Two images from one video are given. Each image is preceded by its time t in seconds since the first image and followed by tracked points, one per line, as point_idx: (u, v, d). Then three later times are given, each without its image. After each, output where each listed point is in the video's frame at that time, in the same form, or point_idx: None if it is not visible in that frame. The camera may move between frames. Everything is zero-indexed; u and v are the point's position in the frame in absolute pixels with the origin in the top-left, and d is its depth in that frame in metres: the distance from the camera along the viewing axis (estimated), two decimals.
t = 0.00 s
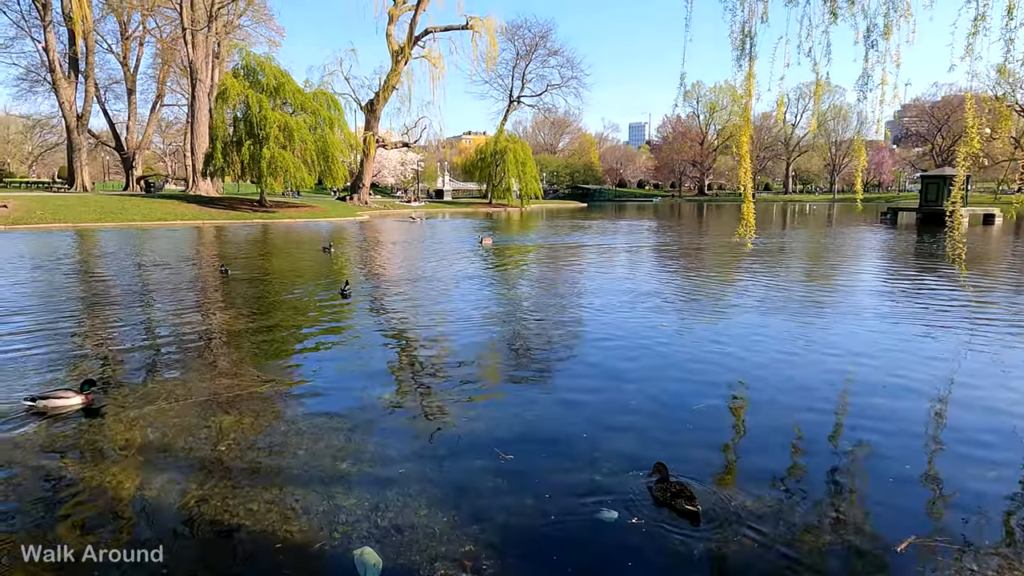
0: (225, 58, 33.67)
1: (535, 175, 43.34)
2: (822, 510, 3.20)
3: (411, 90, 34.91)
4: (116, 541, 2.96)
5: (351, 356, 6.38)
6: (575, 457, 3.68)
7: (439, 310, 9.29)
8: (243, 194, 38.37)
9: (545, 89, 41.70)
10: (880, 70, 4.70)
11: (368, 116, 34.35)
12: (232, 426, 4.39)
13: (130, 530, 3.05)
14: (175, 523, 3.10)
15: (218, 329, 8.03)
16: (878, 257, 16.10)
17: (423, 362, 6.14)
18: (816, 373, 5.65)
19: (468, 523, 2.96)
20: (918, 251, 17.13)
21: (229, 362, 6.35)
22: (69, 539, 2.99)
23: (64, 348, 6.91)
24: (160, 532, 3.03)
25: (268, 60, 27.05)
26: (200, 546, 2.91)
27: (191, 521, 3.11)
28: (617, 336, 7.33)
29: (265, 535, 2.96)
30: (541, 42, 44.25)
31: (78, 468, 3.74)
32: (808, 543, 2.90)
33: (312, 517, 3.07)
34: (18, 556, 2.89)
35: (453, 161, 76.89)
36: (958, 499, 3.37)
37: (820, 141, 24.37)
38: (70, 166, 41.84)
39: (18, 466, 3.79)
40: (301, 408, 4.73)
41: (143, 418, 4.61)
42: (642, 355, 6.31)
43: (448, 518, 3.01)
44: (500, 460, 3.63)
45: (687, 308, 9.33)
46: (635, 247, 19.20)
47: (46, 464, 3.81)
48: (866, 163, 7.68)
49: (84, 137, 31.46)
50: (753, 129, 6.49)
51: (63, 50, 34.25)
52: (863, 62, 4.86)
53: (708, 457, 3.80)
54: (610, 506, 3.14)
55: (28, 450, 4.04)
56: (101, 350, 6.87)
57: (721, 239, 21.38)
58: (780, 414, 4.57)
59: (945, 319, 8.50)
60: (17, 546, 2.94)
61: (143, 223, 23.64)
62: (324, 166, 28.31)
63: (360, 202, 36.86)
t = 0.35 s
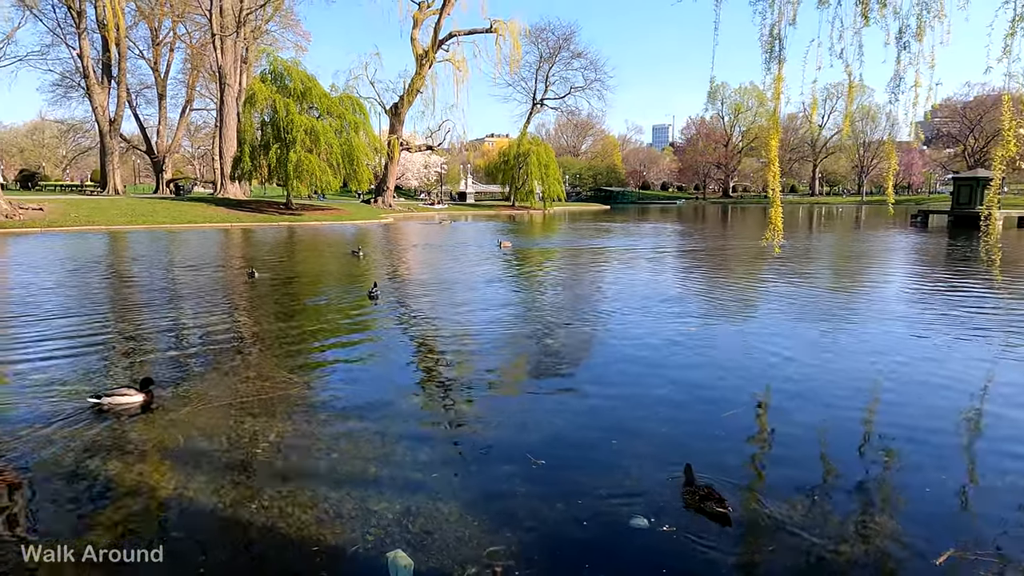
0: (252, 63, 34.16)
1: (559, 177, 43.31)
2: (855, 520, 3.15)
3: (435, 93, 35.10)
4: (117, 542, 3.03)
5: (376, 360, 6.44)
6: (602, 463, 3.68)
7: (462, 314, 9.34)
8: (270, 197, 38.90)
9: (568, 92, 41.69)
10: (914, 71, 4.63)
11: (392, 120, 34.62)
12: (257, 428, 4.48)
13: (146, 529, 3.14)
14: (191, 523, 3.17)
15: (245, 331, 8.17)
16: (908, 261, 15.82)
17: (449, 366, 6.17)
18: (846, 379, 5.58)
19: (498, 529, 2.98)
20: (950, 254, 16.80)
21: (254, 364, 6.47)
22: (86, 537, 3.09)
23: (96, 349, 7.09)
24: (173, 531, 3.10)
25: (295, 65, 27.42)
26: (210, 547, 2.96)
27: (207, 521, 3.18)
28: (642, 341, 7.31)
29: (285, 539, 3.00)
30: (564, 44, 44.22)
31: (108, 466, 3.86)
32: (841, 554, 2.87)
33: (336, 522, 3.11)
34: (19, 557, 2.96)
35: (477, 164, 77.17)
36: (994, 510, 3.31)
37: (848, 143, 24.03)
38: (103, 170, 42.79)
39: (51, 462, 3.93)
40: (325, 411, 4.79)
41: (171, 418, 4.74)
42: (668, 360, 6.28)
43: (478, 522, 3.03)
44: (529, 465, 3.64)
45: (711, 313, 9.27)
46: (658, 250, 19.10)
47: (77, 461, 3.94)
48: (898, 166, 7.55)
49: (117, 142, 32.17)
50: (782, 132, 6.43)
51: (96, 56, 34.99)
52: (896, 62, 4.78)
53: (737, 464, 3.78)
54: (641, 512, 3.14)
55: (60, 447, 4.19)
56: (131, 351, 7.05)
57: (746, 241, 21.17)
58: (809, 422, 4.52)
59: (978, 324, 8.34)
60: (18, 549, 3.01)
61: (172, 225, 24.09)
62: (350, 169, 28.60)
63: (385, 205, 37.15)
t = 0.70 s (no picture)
0: (272, 64, 34.45)
1: (576, 176, 43.21)
2: (880, 523, 3.12)
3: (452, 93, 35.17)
4: (118, 543, 3.04)
5: (393, 360, 6.47)
6: (622, 464, 3.67)
7: (479, 314, 9.35)
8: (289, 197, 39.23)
9: (586, 91, 41.61)
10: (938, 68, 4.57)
11: (410, 120, 34.75)
12: (279, 426, 4.53)
13: (161, 524, 3.20)
14: (206, 520, 3.22)
15: (264, 330, 8.26)
16: (932, 261, 15.58)
17: (467, 366, 6.19)
18: (867, 381, 5.52)
19: (517, 529, 2.98)
20: (975, 254, 16.51)
21: (273, 362, 6.53)
22: (101, 531, 3.15)
23: (119, 348, 7.21)
24: (187, 528, 3.16)
25: (314, 66, 27.65)
26: (225, 543, 3.02)
27: (224, 518, 3.23)
28: (659, 341, 7.28)
29: (301, 539, 3.02)
30: (581, 43, 44.10)
31: (132, 462, 3.95)
32: (868, 559, 2.84)
33: (354, 522, 3.13)
34: (20, 556, 2.97)
35: (493, 163, 77.22)
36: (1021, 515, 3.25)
37: (870, 141, 23.69)
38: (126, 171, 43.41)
39: (76, 457, 4.03)
40: (344, 410, 4.83)
41: (196, 415, 4.82)
42: (686, 361, 6.25)
43: (499, 523, 3.03)
44: (547, 466, 3.65)
45: (730, 313, 9.20)
46: (676, 250, 18.99)
47: (102, 457, 4.04)
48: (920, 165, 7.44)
49: (139, 143, 32.63)
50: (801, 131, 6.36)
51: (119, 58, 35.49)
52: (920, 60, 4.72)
53: (757, 465, 3.75)
54: (662, 514, 3.12)
55: (85, 442, 4.28)
56: (154, 349, 7.15)
57: (766, 241, 20.97)
58: (830, 424, 4.47)
59: (1003, 326, 8.21)
60: (19, 548, 3.03)
61: (193, 225, 24.38)
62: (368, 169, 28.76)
63: (402, 204, 37.30)
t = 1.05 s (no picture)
0: (281, 62, 34.54)
1: (585, 173, 43.10)
2: (892, 521, 3.12)
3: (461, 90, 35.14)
4: (122, 544, 3.05)
5: (401, 357, 6.49)
6: (632, 462, 3.68)
7: (487, 312, 9.35)
8: (298, 195, 39.38)
9: (594, 88, 41.48)
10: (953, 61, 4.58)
11: (419, 117, 34.78)
12: (289, 423, 4.56)
13: (169, 523, 3.23)
14: (214, 518, 3.25)
15: (273, 327, 8.29)
16: (944, 258, 15.45)
17: (475, 363, 6.21)
18: (877, 378, 5.49)
19: (527, 525, 2.99)
20: (987, 251, 16.36)
21: (282, 360, 6.56)
22: (109, 528, 3.18)
23: (130, 345, 7.28)
24: (193, 526, 3.18)
25: (323, 64, 27.73)
26: (234, 540, 3.04)
27: (233, 515, 3.26)
28: (666, 339, 7.28)
29: (307, 537, 3.03)
30: (590, 40, 43.94)
31: (141, 459, 3.99)
32: (880, 556, 2.83)
33: (363, 519, 3.14)
34: (23, 555, 2.99)
35: (502, 161, 77.19)
36: None
37: (882, 137, 23.50)
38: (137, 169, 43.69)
39: (88, 454, 4.08)
40: (354, 408, 4.84)
41: (207, 412, 4.85)
42: (696, 359, 6.23)
43: (509, 520, 3.04)
44: (557, 462, 3.65)
45: (738, 311, 9.18)
46: (685, 248, 18.90)
47: (114, 454, 4.08)
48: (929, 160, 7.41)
49: (150, 141, 32.81)
50: (811, 126, 6.37)
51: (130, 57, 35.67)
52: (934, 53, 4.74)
53: (764, 463, 3.75)
54: (674, 512, 3.12)
55: (97, 439, 4.33)
56: (165, 347, 7.19)
57: (776, 238, 20.85)
58: (839, 422, 4.45)
59: (1015, 322, 8.14)
60: (25, 546, 3.05)
61: (204, 223, 24.51)
62: (377, 166, 28.80)
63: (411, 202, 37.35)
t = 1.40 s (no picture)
0: (281, 60, 34.48)
1: (585, 171, 43.01)
2: (892, 517, 3.12)
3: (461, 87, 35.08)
4: (122, 543, 3.04)
5: (402, 354, 6.49)
6: (632, 458, 3.68)
7: (487, 309, 9.34)
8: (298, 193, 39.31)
9: (594, 85, 41.40)
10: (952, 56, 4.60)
11: (419, 115, 34.74)
12: (291, 421, 4.54)
13: (170, 521, 3.22)
14: (215, 516, 3.24)
15: (273, 325, 8.30)
16: (945, 254, 15.43)
17: (476, 361, 6.21)
18: (877, 375, 5.50)
19: (527, 521, 3.00)
20: (988, 248, 16.34)
21: (282, 358, 6.56)
22: (108, 527, 3.17)
23: (130, 343, 7.27)
24: (193, 524, 3.18)
25: (323, 61, 27.68)
26: (233, 538, 3.04)
27: (234, 513, 3.25)
28: (667, 336, 7.28)
29: (307, 535, 3.02)
30: (590, 37, 43.87)
31: (142, 457, 3.98)
32: (881, 553, 2.83)
33: (363, 516, 3.14)
34: (27, 554, 2.99)
35: (502, 158, 77.10)
36: None
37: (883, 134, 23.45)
38: (136, 167, 43.64)
39: (88, 452, 4.07)
40: (355, 406, 4.82)
41: (208, 411, 4.84)
42: (696, 356, 6.23)
43: (510, 518, 3.03)
44: (556, 459, 3.65)
45: (739, 308, 9.18)
46: (685, 245, 18.88)
47: (114, 451, 4.08)
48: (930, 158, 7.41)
49: (150, 139, 32.76)
50: (809, 124, 6.38)
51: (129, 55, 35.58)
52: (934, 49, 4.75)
53: (764, 460, 3.76)
54: (673, 508, 3.13)
55: (97, 437, 4.32)
56: (165, 345, 7.19)
57: (776, 236, 20.84)
58: (839, 418, 4.46)
59: (1015, 319, 8.14)
60: (29, 545, 3.05)
61: (204, 221, 24.50)
62: (377, 164, 28.78)
63: (411, 200, 37.31)
